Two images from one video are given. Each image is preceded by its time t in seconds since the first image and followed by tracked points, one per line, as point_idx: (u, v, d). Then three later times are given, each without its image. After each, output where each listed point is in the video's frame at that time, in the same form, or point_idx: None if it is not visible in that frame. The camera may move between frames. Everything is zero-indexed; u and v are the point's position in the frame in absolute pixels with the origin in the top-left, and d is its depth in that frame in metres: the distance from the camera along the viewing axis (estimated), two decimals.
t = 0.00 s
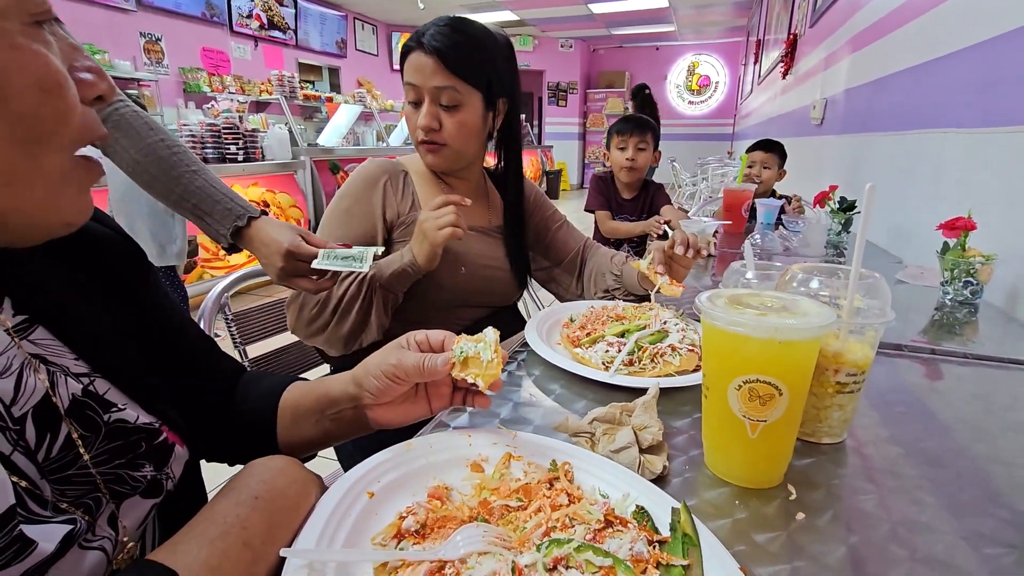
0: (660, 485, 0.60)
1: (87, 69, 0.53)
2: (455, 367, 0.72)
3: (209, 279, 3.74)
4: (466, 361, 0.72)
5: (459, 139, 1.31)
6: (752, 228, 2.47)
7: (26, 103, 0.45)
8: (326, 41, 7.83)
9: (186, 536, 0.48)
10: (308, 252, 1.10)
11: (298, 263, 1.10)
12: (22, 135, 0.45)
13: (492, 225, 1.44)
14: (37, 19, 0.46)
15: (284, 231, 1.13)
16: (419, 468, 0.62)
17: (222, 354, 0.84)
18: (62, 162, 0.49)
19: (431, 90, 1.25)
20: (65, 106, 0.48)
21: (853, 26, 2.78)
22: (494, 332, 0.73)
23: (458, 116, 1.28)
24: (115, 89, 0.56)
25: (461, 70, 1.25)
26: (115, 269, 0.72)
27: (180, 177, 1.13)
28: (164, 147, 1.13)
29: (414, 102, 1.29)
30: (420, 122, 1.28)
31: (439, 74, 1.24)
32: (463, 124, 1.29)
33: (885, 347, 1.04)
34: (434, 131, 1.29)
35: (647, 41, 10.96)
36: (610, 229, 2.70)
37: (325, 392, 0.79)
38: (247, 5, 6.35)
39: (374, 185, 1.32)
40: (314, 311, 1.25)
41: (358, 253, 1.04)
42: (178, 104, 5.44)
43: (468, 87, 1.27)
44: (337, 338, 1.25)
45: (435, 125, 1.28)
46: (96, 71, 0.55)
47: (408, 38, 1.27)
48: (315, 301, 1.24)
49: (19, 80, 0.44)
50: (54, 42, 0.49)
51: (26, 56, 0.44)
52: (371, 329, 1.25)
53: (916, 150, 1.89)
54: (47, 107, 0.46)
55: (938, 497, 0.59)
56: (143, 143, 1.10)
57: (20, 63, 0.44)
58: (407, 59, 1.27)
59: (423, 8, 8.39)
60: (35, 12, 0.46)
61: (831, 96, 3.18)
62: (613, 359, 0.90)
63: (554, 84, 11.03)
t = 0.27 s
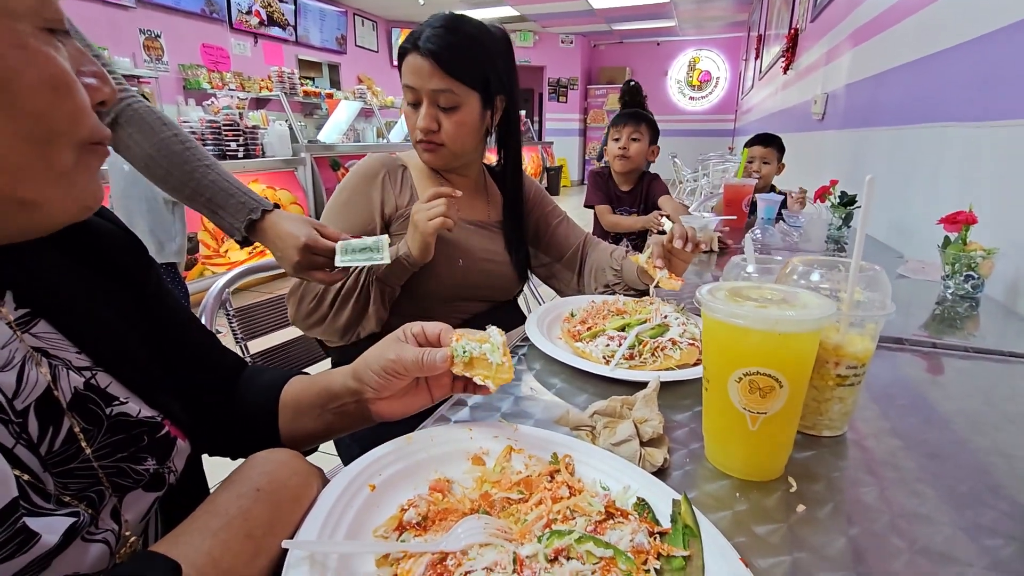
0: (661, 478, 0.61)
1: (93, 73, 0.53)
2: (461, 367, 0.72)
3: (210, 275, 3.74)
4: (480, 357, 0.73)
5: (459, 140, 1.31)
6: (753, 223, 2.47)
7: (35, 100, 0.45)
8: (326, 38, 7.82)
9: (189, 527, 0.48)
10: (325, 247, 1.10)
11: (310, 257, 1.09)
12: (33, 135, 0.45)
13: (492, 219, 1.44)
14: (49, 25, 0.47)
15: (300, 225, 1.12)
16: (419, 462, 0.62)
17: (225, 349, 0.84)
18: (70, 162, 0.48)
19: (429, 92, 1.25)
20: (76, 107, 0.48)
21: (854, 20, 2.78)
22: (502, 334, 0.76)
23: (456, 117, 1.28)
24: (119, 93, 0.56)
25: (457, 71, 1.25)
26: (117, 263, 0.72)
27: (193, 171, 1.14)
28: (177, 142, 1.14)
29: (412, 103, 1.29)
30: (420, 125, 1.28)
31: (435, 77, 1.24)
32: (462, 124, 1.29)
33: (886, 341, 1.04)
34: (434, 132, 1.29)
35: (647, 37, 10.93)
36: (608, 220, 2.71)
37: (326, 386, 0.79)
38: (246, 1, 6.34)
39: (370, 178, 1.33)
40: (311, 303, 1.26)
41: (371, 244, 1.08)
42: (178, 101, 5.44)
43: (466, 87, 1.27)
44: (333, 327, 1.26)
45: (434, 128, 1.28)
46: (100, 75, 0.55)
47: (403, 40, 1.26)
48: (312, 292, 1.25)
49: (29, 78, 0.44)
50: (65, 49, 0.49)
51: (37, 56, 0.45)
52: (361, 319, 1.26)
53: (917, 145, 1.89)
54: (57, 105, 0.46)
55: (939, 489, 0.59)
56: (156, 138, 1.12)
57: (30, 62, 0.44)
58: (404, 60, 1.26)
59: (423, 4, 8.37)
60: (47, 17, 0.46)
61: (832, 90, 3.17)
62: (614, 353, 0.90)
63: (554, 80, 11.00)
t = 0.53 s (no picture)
0: (669, 474, 0.61)
1: (100, 69, 0.50)
2: (472, 363, 0.73)
3: (213, 272, 3.74)
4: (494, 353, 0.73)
5: (467, 136, 1.31)
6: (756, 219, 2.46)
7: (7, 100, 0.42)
8: (327, 34, 7.80)
9: (199, 524, 0.48)
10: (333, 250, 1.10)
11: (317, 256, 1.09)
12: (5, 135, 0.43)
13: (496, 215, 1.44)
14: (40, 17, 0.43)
15: (308, 227, 1.11)
16: (427, 458, 0.62)
17: (232, 346, 0.84)
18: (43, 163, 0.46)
19: (438, 89, 1.24)
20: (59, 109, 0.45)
21: (858, 15, 2.76)
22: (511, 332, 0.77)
23: (465, 115, 1.28)
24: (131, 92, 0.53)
25: (466, 68, 1.25)
26: (123, 260, 0.72)
27: (204, 172, 1.13)
28: (187, 142, 1.13)
29: (421, 100, 1.28)
30: (427, 121, 1.28)
31: (445, 74, 1.23)
32: (470, 122, 1.29)
33: (892, 337, 1.03)
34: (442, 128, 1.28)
35: (649, 32, 10.89)
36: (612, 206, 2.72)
37: (332, 379, 0.79)
38: None
39: (379, 165, 1.33)
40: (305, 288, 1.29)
41: (378, 249, 1.10)
42: (179, 97, 5.43)
43: (474, 86, 1.27)
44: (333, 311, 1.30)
45: (443, 124, 1.28)
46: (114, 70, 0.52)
47: (414, 35, 1.25)
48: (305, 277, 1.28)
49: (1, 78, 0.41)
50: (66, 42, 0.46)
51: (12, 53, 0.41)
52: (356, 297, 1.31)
53: (922, 140, 1.88)
54: (29, 106, 0.43)
55: (948, 485, 0.59)
56: (167, 138, 1.11)
57: (11, 62, 0.41)
58: (413, 56, 1.26)
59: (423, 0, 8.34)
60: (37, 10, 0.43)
61: (835, 86, 3.16)
62: (620, 349, 0.90)
63: (556, 76, 10.97)
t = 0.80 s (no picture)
0: (676, 471, 0.60)
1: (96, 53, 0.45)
2: (487, 361, 0.71)
3: (211, 269, 3.73)
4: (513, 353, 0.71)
5: (472, 139, 1.32)
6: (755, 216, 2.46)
7: None
8: (325, 30, 7.76)
9: (206, 522, 0.48)
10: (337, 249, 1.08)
11: (319, 254, 1.07)
12: None
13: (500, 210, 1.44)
14: None
15: (308, 226, 1.10)
16: (433, 455, 0.61)
17: (237, 342, 0.83)
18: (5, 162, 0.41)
19: (445, 92, 1.25)
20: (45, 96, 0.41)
21: (859, 11, 2.76)
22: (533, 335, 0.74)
23: (471, 118, 1.29)
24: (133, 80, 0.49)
25: (474, 74, 1.25)
26: (129, 256, 0.72)
27: (200, 169, 1.13)
28: (183, 140, 1.13)
29: (427, 100, 1.29)
30: (433, 121, 1.28)
31: (454, 77, 1.24)
32: (475, 125, 1.30)
33: (896, 334, 1.03)
34: (447, 131, 1.29)
35: (648, 29, 10.86)
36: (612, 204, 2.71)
37: (342, 372, 0.79)
38: None
39: (381, 161, 1.34)
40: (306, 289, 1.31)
41: (378, 245, 1.08)
42: (176, 93, 5.40)
43: (481, 89, 1.28)
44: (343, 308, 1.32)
45: (448, 126, 1.28)
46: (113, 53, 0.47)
47: (421, 36, 1.26)
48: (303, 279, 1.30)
49: None
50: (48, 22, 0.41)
51: None
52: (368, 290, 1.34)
53: (924, 137, 1.87)
54: None
55: (956, 482, 0.59)
56: (163, 137, 1.11)
57: None
58: (421, 57, 1.27)
59: None
60: None
61: (836, 83, 3.16)
62: (624, 346, 0.89)
63: (554, 73, 10.94)
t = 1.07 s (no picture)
0: (666, 470, 0.60)
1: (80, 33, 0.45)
2: (474, 367, 0.71)
3: (206, 267, 3.72)
4: (497, 365, 0.71)
5: (465, 136, 1.31)
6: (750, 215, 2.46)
7: None
8: (322, 27, 7.74)
9: (189, 521, 0.47)
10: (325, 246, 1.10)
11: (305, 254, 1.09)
12: None
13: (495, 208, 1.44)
14: None
15: (291, 222, 1.11)
16: (422, 454, 0.61)
17: (232, 337, 0.83)
18: None
19: (441, 88, 1.24)
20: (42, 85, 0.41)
21: (856, 12, 2.76)
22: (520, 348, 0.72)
23: (465, 115, 1.29)
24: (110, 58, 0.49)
25: (469, 72, 1.25)
26: (123, 252, 0.71)
27: (181, 167, 1.11)
28: (165, 138, 1.11)
29: (422, 96, 1.28)
30: (427, 118, 1.28)
31: (449, 74, 1.24)
32: (469, 123, 1.30)
33: (888, 334, 1.03)
34: (441, 127, 1.28)
35: (646, 28, 10.87)
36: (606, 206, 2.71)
37: (336, 368, 0.78)
38: None
39: (373, 161, 1.32)
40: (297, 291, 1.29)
41: (366, 243, 1.13)
42: (171, 91, 5.38)
43: (477, 87, 1.27)
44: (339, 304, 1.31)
45: (443, 122, 1.28)
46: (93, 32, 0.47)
47: (417, 31, 1.25)
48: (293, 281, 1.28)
49: None
50: None
51: None
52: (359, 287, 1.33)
53: (919, 138, 1.88)
54: None
55: (944, 482, 0.59)
56: (145, 134, 1.10)
57: None
58: (416, 53, 1.26)
59: None
60: None
61: (832, 83, 3.16)
62: (616, 346, 0.89)
63: (552, 72, 10.93)
